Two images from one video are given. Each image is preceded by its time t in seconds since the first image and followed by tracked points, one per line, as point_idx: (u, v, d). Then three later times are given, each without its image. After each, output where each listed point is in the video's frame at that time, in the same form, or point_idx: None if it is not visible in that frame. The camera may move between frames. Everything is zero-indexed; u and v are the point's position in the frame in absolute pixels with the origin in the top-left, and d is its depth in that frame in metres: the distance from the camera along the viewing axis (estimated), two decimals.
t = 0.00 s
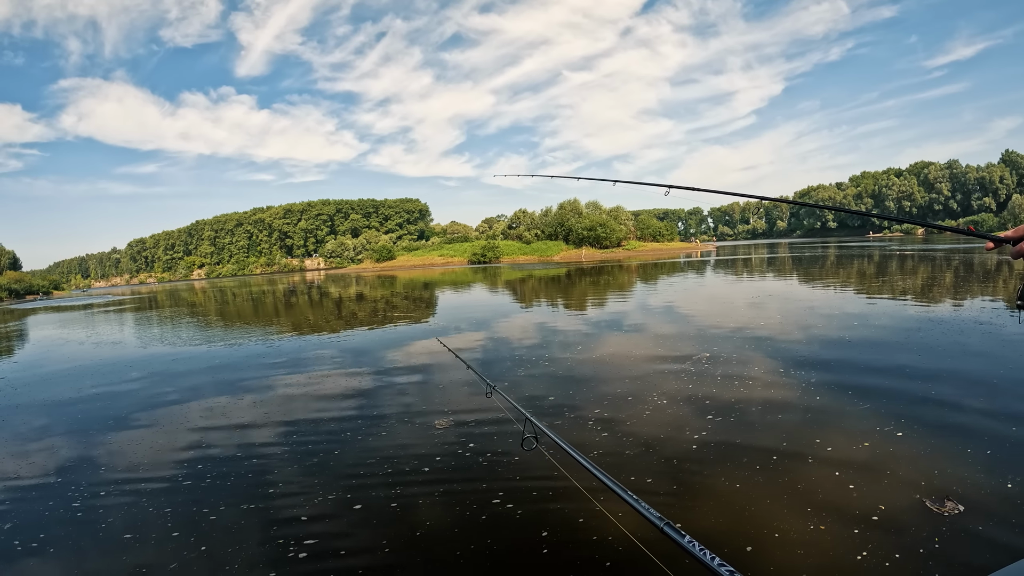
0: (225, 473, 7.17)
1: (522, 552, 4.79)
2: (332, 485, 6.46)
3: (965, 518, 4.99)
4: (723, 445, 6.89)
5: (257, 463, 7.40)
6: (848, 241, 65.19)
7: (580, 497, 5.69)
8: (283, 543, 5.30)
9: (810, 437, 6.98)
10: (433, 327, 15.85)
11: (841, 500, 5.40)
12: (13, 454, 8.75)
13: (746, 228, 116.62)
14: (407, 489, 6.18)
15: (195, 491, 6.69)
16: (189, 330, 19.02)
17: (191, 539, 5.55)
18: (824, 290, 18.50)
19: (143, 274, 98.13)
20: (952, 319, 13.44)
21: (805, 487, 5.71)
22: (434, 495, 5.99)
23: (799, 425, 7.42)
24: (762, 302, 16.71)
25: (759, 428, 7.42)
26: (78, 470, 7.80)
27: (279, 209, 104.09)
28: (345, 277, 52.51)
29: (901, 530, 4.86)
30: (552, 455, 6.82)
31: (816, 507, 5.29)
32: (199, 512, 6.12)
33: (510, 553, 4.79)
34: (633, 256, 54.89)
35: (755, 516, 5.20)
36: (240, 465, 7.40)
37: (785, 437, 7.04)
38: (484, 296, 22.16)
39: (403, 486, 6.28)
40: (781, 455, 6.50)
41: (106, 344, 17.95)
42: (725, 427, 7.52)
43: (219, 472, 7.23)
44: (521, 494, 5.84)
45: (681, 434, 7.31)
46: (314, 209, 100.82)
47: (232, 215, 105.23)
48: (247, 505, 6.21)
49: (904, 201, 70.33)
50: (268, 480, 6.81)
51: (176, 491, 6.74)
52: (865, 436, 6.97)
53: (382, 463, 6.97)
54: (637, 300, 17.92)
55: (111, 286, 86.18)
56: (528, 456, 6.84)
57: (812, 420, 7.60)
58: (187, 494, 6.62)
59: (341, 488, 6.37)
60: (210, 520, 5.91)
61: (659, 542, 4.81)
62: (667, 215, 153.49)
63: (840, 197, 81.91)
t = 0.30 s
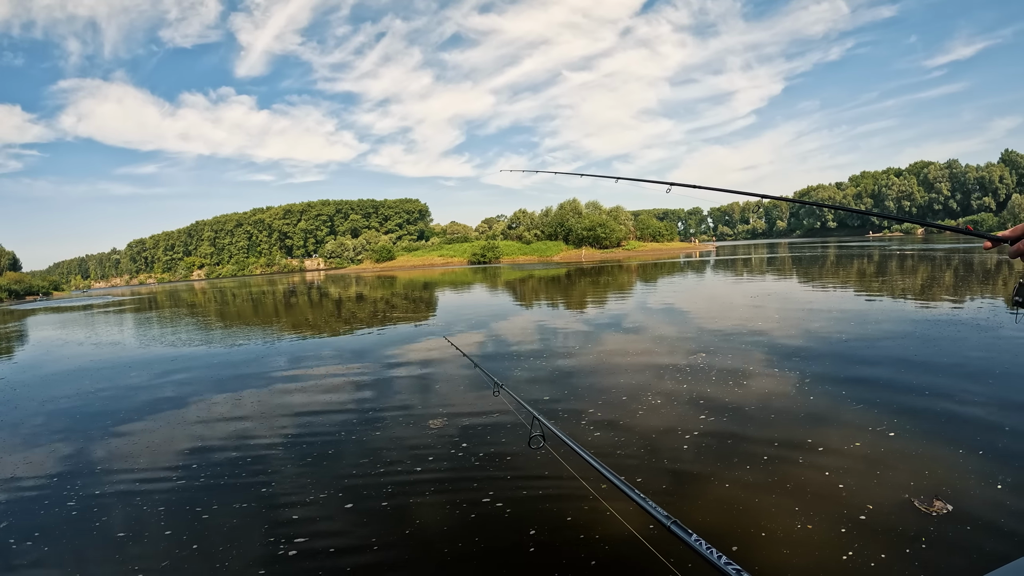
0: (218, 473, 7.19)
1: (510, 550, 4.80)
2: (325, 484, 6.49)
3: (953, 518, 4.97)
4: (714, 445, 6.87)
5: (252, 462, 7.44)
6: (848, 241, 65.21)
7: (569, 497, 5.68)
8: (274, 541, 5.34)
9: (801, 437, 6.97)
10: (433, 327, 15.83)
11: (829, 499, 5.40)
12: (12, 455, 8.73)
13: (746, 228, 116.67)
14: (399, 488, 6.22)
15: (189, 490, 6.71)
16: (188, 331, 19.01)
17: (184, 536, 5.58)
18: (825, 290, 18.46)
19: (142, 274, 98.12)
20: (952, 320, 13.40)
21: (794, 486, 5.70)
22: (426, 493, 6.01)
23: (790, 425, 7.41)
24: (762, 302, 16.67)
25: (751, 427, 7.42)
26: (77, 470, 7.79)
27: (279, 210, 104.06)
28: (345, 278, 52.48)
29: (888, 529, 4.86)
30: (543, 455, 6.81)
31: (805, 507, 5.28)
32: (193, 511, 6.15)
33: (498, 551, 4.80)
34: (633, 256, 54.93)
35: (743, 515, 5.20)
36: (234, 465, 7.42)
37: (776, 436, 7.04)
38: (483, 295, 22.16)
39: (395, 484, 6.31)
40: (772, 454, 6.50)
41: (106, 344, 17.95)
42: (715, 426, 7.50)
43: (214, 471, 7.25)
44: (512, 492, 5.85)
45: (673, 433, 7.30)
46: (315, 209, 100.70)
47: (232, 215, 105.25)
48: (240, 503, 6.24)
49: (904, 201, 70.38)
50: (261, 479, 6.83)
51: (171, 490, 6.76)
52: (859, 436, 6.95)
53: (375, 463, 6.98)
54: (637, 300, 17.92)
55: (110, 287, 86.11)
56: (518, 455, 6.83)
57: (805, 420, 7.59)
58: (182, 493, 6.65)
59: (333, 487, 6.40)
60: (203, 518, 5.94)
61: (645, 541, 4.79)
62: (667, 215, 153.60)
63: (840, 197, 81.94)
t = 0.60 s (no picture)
0: (211, 471, 7.21)
1: (497, 549, 4.80)
2: (316, 482, 6.52)
3: (940, 518, 4.94)
4: (705, 445, 6.84)
5: (245, 460, 7.47)
6: (848, 241, 65.25)
7: (557, 496, 5.66)
8: (264, 539, 5.37)
9: (792, 438, 6.95)
10: (433, 328, 15.79)
11: (817, 500, 5.37)
12: (10, 455, 8.73)
13: (746, 228, 116.78)
14: (390, 486, 6.23)
15: (182, 488, 6.74)
16: (187, 331, 19.01)
17: (175, 534, 5.62)
18: (825, 290, 18.44)
19: (142, 275, 98.10)
20: (951, 319, 13.37)
21: (782, 486, 5.68)
22: (416, 492, 6.02)
23: (782, 425, 7.39)
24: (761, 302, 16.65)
25: (743, 427, 7.39)
26: (75, 471, 7.75)
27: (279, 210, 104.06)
28: (345, 278, 52.47)
29: (875, 529, 4.84)
30: (534, 454, 6.79)
31: (793, 507, 5.26)
32: (185, 508, 6.18)
33: (485, 551, 4.79)
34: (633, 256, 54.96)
35: (729, 516, 5.17)
36: (226, 464, 7.44)
37: (768, 437, 7.02)
38: (483, 296, 22.15)
39: (386, 482, 6.34)
40: (762, 455, 6.47)
41: (105, 345, 17.96)
42: (707, 427, 7.48)
43: (207, 469, 7.28)
44: (502, 491, 5.84)
45: (664, 434, 7.27)
46: (315, 209, 100.71)
47: (232, 216, 105.19)
48: (232, 501, 6.27)
49: (903, 200, 70.45)
50: (253, 478, 6.86)
51: (164, 489, 6.79)
52: (852, 436, 6.92)
53: (367, 462, 6.99)
54: (636, 301, 17.91)
55: (110, 287, 86.05)
56: (509, 454, 6.82)
57: (797, 420, 7.57)
58: (175, 491, 6.68)
59: (325, 485, 6.42)
60: (195, 516, 5.97)
61: (630, 541, 4.76)
62: (667, 215, 153.60)
63: (840, 196, 82.00)
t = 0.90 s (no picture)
0: (207, 473, 7.27)
1: (483, 547, 4.83)
2: (307, 482, 6.62)
3: (926, 519, 4.93)
4: (696, 445, 6.84)
5: (239, 461, 7.56)
6: (848, 241, 65.25)
7: (544, 496, 5.66)
8: (254, 537, 5.45)
9: (784, 438, 6.94)
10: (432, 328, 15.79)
11: (805, 500, 5.37)
12: (10, 454, 8.82)
13: (747, 227, 116.61)
14: (381, 486, 6.28)
15: (176, 488, 6.84)
16: (187, 331, 19.07)
17: (167, 533, 5.72)
18: (824, 290, 18.44)
19: (142, 275, 98.16)
20: (949, 319, 13.36)
21: (770, 486, 5.68)
22: (407, 491, 6.07)
23: (774, 425, 7.39)
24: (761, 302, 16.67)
25: (734, 427, 7.40)
26: (73, 470, 7.84)
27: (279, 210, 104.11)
28: (344, 278, 52.47)
29: (860, 529, 4.83)
30: (525, 454, 6.79)
31: (780, 507, 5.26)
32: (178, 508, 6.28)
33: (471, 549, 4.83)
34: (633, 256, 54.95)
35: (716, 516, 5.17)
36: (223, 465, 7.51)
37: (758, 437, 7.03)
38: (483, 296, 22.19)
39: (377, 482, 6.38)
40: (752, 455, 6.47)
41: (105, 344, 18.05)
42: (698, 426, 7.48)
43: (201, 469, 7.38)
44: (492, 491, 5.86)
45: (656, 434, 7.27)
46: (315, 209, 100.74)
47: (232, 216, 105.12)
48: (225, 500, 6.38)
49: (903, 200, 70.45)
50: (246, 478, 6.96)
51: (158, 489, 6.91)
52: (845, 437, 6.91)
53: (359, 462, 7.03)
54: (635, 300, 17.95)
55: (110, 287, 86.10)
56: (500, 454, 6.83)
57: (789, 420, 7.57)
58: (169, 491, 6.79)
59: (317, 485, 6.49)
60: (188, 515, 6.06)
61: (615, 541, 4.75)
62: (667, 215, 153.68)
63: (840, 196, 82.01)
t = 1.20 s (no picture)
0: (202, 472, 7.29)
1: (471, 546, 4.84)
2: (300, 481, 6.63)
3: (913, 521, 4.93)
4: (688, 446, 6.85)
5: (234, 460, 7.58)
6: (848, 241, 65.21)
7: (534, 496, 5.66)
8: (245, 536, 5.46)
9: (776, 438, 6.94)
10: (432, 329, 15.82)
11: (793, 500, 5.38)
12: (9, 453, 8.86)
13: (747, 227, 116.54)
14: (373, 485, 6.29)
15: (170, 487, 6.86)
16: (188, 331, 19.12)
17: (160, 531, 5.74)
18: (824, 290, 18.49)
19: (143, 275, 98.25)
20: (947, 320, 13.37)
21: (759, 487, 5.68)
22: (398, 491, 6.08)
23: (767, 425, 7.40)
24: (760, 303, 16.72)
25: (726, 427, 7.41)
26: (70, 470, 7.87)
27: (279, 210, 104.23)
28: (345, 278, 52.53)
29: (847, 531, 4.83)
30: (517, 454, 6.80)
31: (768, 508, 5.26)
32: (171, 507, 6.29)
33: (459, 548, 4.83)
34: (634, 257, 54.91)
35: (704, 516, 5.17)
36: (217, 464, 7.53)
37: (750, 437, 7.03)
38: (483, 296, 22.28)
39: (369, 482, 6.39)
40: (744, 455, 6.48)
41: (106, 344, 18.10)
42: (691, 427, 7.49)
43: (195, 468, 7.40)
44: (482, 490, 5.88)
45: (648, 434, 7.28)
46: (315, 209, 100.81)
47: (232, 215, 105.15)
48: (218, 499, 6.39)
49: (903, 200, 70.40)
50: (240, 477, 6.98)
51: (153, 487, 6.92)
52: (838, 438, 6.91)
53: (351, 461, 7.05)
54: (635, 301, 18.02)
55: (111, 287, 86.19)
56: (492, 454, 6.84)
57: (783, 421, 7.58)
58: (163, 490, 6.81)
59: (310, 484, 6.51)
60: (180, 514, 6.08)
61: (601, 541, 4.76)
62: (667, 215, 153.55)
63: (840, 197, 82.02)
